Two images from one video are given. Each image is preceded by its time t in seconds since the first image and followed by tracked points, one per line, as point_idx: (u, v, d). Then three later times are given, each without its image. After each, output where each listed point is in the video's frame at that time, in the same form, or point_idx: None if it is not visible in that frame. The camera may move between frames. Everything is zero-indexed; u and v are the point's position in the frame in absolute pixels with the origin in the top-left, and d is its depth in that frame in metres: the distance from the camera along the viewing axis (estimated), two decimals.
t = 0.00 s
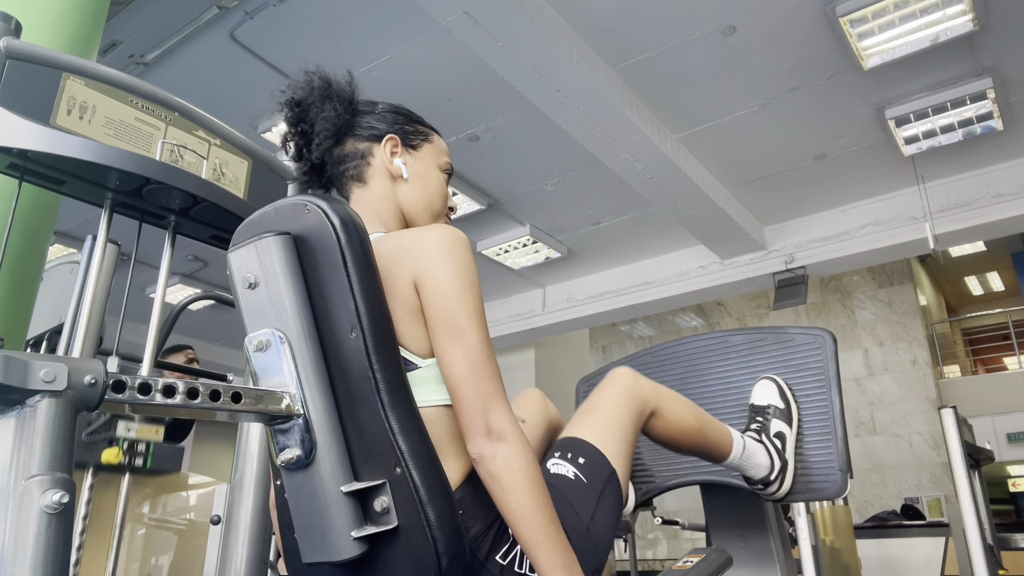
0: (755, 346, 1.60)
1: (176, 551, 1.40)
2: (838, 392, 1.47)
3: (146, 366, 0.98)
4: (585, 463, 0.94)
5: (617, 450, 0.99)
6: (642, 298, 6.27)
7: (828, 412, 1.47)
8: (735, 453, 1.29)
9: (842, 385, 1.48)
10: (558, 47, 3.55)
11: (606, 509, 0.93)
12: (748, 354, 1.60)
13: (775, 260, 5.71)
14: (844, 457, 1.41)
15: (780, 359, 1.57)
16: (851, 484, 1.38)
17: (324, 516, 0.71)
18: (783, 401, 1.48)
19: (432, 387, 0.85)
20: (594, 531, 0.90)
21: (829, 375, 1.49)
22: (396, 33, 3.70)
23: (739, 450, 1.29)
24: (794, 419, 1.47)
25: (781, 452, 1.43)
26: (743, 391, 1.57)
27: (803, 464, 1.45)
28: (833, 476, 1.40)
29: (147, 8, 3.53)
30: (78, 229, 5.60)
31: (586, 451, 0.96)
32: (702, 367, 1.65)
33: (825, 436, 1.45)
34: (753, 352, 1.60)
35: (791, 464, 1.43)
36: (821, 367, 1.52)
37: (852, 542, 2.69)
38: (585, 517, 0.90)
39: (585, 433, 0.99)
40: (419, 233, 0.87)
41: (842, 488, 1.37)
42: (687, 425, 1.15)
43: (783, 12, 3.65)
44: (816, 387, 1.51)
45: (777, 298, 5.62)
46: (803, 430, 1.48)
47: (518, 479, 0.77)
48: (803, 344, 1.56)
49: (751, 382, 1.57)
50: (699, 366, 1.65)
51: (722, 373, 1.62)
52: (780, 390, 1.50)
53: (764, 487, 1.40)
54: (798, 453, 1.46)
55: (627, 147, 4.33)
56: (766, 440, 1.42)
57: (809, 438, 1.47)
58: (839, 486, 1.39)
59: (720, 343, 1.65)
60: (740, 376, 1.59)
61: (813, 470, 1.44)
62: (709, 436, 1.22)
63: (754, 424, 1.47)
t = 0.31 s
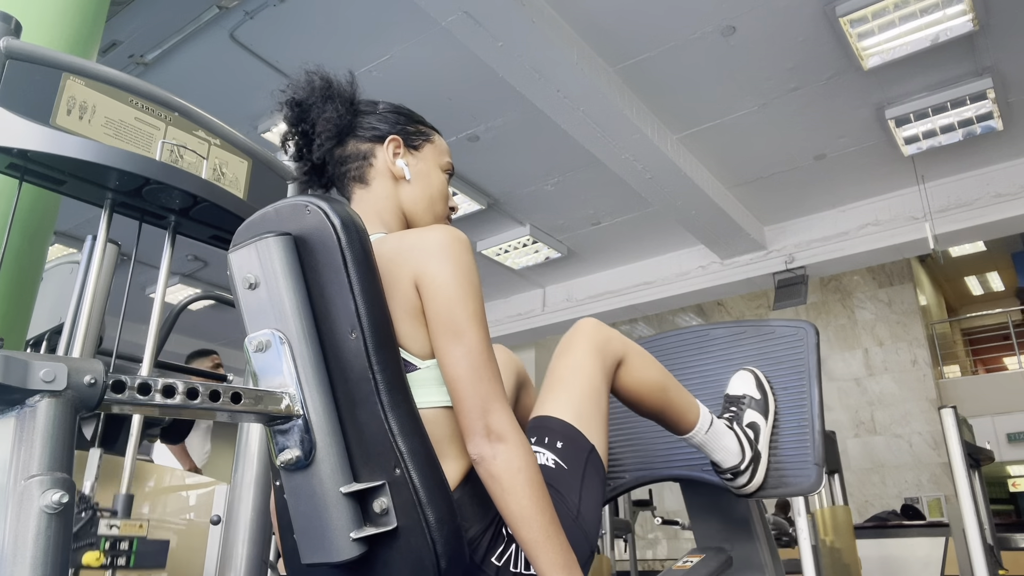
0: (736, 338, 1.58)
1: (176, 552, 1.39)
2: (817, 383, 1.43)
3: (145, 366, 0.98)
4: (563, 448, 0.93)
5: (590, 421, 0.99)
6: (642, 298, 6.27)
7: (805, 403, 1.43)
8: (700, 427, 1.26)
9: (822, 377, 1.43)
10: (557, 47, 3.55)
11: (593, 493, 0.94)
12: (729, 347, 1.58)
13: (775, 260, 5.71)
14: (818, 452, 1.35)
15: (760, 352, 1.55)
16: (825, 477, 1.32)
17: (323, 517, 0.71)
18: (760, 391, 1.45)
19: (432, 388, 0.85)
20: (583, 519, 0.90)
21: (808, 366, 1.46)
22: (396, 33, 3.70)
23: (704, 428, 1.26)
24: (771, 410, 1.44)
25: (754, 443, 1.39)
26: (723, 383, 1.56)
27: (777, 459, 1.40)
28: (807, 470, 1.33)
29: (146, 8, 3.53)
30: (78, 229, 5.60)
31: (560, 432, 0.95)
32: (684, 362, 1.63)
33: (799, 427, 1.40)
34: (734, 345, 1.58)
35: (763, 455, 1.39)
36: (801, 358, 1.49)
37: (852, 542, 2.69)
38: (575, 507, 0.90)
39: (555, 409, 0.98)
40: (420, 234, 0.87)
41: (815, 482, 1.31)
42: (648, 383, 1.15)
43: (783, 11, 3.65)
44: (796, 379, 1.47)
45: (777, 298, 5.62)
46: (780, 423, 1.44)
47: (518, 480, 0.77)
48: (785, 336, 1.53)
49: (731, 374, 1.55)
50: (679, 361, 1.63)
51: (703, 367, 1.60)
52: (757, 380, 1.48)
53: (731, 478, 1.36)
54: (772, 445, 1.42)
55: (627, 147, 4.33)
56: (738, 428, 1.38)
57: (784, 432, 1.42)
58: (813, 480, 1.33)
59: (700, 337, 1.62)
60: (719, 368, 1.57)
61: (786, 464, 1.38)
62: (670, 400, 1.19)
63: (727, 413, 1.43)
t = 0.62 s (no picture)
0: (746, 340, 1.58)
1: (175, 552, 1.38)
2: (829, 386, 1.43)
3: (146, 366, 0.98)
4: (571, 453, 0.94)
5: (600, 434, 1.00)
6: (642, 298, 6.27)
7: (817, 405, 1.43)
8: (718, 436, 1.28)
9: (833, 379, 1.44)
10: (557, 47, 3.55)
11: (597, 499, 0.94)
12: (739, 349, 1.58)
13: (775, 260, 5.71)
14: (831, 453, 1.36)
15: (770, 354, 1.55)
16: (838, 479, 1.33)
17: (323, 517, 0.71)
18: (771, 395, 1.45)
19: (434, 387, 0.84)
20: (586, 523, 0.90)
21: (819, 370, 1.46)
22: (395, 33, 3.70)
23: (721, 436, 1.28)
24: (782, 414, 1.44)
25: (767, 446, 1.39)
26: (731, 386, 1.56)
27: (790, 461, 1.41)
28: (820, 472, 1.34)
29: (146, 8, 3.53)
30: (78, 229, 5.60)
31: (571, 438, 0.96)
32: (694, 364, 1.63)
33: (811, 431, 1.41)
34: (744, 346, 1.58)
35: (777, 458, 1.39)
36: (812, 361, 1.49)
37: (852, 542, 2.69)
38: (577, 508, 0.90)
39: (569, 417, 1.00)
40: (422, 232, 0.87)
41: (828, 484, 1.31)
42: (665, 401, 1.15)
43: (783, 12, 3.65)
44: (806, 381, 1.47)
45: (777, 298, 5.63)
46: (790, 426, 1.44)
47: (519, 478, 0.77)
48: (794, 339, 1.53)
49: (740, 376, 1.56)
50: (689, 362, 1.63)
51: (713, 369, 1.61)
52: (768, 383, 1.48)
53: (746, 480, 1.37)
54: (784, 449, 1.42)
55: (627, 147, 4.33)
56: (752, 433, 1.37)
57: (797, 434, 1.42)
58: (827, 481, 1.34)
59: (710, 339, 1.63)
60: (730, 371, 1.58)
61: (799, 465, 1.39)
62: (689, 412, 1.21)
63: (741, 417, 1.42)
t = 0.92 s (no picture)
0: (764, 350, 1.66)
1: (176, 550, 1.41)
2: (846, 397, 1.53)
3: (145, 364, 0.98)
4: (596, 474, 0.95)
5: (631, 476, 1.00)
6: (642, 298, 6.27)
7: (835, 415, 1.53)
8: (751, 466, 1.34)
9: (850, 389, 1.54)
10: (557, 47, 3.55)
11: (614, 519, 0.93)
12: (757, 359, 1.65)
13: (775, 260, 5.71)
14: (852, 462, 1.47)
15: (789, 364, 1.62)
16: (859, 486, 1.44)
17: (324, 517, 0.71)
18: (793, 406, 1.53)
19: (434, 386, 0.85)
20: (596, 537, 0.90)
21: (837, 380, 1.55)
22: (395, 33, 3.70)
23: (752, 464, 1.33)
24: (804, 423, 1.53)
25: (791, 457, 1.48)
26: (752, 395, 1.63)
27: (813, 469, 1.51)
28: (843, 480, 1.45)
29: (146, 8, 3.53)
30: (78, 229, 5.60)
31: (599, 465, 0.97)
32: (712, 372, 1.70)
33: (833, 440, 1.51)
34: (762, 357, 1.66)
35: (801, 469, 1.48)
36: (828, 372, 1.58)
37: (852, 542, 2.68)
38: (588, 523, 0.90)
39: (605, 451, 1.01)
40: (421, 232, 0.87)
41: (851, 491, 1.43)
42: (705, 452, 1.18)
43: (783, 12, 3.65)
44: (824, 391, 1.57)
45: (777, 298, 5.62)
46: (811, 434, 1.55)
47: (519, 476, 0.77)
48: (811, 349, 1.61)
49: (760, 386, 1.63)
50: (708, 370, 1.70)
51: (732, 377, 1.68)
52: (788, 394, 1.56)
53: (775, 492, 1.45)
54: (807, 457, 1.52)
55: (627, 147, 4.33)
56: (778, 447, 1.46)
57: (817, 443, 1.53)
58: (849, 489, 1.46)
59: (728, 347, 1.70)
60: (750, 380, 1.65)
61: (823, 474, 1.50)
62: (727, 457, 1.24)
63: (765, 429, 1.51)
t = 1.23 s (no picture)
0: (770, 355, 1.65)
1: (176, 551, 1.40)
2: (851, 401, 1.55)
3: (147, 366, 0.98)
4: (611, 501, 0.97)
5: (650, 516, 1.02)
6: (642, 298, 6.27)
7: (841, 420, 1.55)
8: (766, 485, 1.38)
9: (855, 393, 1.55)
10: (557, 47, 3.55)
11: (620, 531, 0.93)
12: (763, 364, 1.65)
13: (775, 260, 5.71)
14: (858, 465, 1.49)
15: (794, 369, 1.63)
16: (865, 490, 1.46)
17: (324, 517, 0.71)
18: (799, 411, 1.55)
19: (432, 387, 0.85)
20: (604, 551, 0.89)
21: (842, 384, 1.57)
22: (395, 33, 3.70)
23: (767, 485, 1.37)
24: (810, 428, 1.54)
25: (799, 462, 1.50)
26: (758, 400, 1.64)
27: (819, 472, 1.53)
28: (849, 483, 1.48)
29: (146, 8, 3.53)
30: (78, 230, 5.60)
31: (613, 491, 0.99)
32: (719, 375, 1.69)
33: (839, 443, 1.54)
34: (767, 361, 1.65)
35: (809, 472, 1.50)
36: (834, 376, 1.59)
37: (852, 542, 2.69)
38: (593, 531, 0.90)
39: (628, 491, 1.03)
40: (422, 233, 0.87)
41: (858, 495, 1.45)
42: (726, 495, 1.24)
43: (783, 12, 3.65)
44: (830, 396, 1.58)
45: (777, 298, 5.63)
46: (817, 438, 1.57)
47: (513, 477, 0.77)
48: (816, 353, 1.62)
49: (766, 391, 1.63)
50: (714, 375, 1.69)
51: (737, 382, 1.68)
52: (794, 399, 1.57)
53: (783, 497, 1.47)
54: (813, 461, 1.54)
55: (627, 147, 4.33)
56: (785, 451, 1.48)
57: (823, 446, 1.55)
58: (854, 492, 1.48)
59: (733, 352, 1.69)
60: (756, 384, 1.65)
61: (829, 477, 1.51)
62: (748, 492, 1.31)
63: (772, 435, 1.51)
